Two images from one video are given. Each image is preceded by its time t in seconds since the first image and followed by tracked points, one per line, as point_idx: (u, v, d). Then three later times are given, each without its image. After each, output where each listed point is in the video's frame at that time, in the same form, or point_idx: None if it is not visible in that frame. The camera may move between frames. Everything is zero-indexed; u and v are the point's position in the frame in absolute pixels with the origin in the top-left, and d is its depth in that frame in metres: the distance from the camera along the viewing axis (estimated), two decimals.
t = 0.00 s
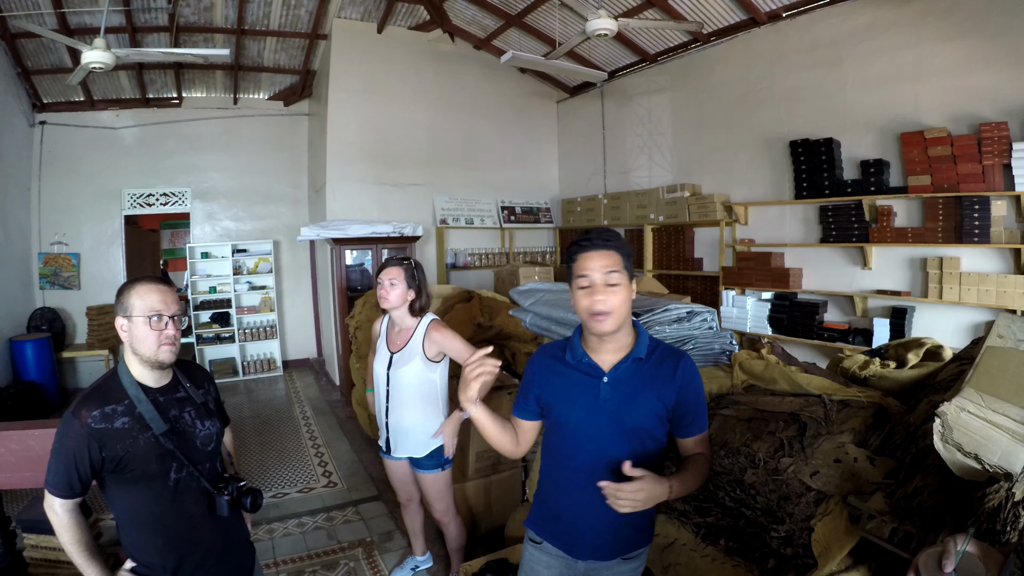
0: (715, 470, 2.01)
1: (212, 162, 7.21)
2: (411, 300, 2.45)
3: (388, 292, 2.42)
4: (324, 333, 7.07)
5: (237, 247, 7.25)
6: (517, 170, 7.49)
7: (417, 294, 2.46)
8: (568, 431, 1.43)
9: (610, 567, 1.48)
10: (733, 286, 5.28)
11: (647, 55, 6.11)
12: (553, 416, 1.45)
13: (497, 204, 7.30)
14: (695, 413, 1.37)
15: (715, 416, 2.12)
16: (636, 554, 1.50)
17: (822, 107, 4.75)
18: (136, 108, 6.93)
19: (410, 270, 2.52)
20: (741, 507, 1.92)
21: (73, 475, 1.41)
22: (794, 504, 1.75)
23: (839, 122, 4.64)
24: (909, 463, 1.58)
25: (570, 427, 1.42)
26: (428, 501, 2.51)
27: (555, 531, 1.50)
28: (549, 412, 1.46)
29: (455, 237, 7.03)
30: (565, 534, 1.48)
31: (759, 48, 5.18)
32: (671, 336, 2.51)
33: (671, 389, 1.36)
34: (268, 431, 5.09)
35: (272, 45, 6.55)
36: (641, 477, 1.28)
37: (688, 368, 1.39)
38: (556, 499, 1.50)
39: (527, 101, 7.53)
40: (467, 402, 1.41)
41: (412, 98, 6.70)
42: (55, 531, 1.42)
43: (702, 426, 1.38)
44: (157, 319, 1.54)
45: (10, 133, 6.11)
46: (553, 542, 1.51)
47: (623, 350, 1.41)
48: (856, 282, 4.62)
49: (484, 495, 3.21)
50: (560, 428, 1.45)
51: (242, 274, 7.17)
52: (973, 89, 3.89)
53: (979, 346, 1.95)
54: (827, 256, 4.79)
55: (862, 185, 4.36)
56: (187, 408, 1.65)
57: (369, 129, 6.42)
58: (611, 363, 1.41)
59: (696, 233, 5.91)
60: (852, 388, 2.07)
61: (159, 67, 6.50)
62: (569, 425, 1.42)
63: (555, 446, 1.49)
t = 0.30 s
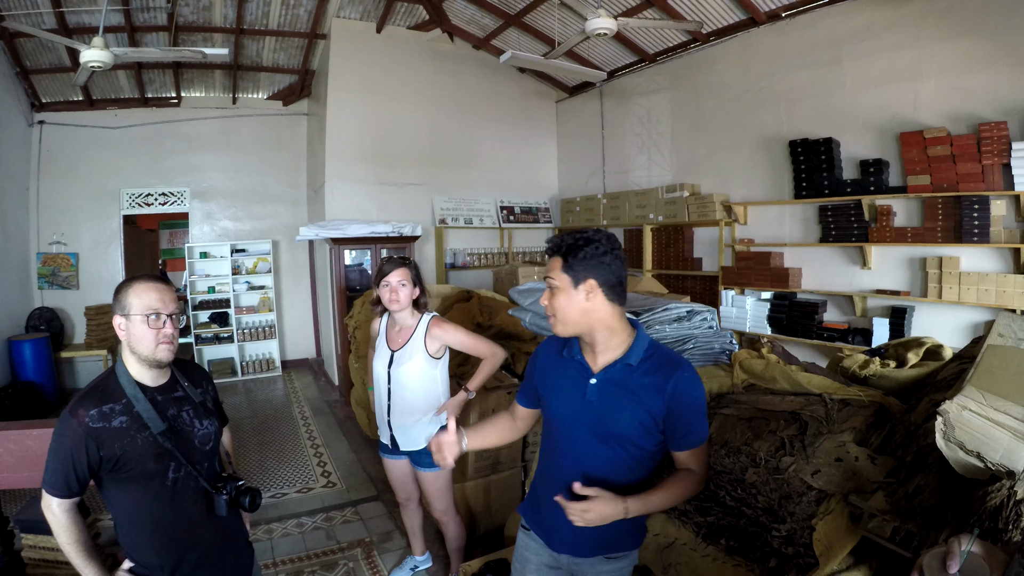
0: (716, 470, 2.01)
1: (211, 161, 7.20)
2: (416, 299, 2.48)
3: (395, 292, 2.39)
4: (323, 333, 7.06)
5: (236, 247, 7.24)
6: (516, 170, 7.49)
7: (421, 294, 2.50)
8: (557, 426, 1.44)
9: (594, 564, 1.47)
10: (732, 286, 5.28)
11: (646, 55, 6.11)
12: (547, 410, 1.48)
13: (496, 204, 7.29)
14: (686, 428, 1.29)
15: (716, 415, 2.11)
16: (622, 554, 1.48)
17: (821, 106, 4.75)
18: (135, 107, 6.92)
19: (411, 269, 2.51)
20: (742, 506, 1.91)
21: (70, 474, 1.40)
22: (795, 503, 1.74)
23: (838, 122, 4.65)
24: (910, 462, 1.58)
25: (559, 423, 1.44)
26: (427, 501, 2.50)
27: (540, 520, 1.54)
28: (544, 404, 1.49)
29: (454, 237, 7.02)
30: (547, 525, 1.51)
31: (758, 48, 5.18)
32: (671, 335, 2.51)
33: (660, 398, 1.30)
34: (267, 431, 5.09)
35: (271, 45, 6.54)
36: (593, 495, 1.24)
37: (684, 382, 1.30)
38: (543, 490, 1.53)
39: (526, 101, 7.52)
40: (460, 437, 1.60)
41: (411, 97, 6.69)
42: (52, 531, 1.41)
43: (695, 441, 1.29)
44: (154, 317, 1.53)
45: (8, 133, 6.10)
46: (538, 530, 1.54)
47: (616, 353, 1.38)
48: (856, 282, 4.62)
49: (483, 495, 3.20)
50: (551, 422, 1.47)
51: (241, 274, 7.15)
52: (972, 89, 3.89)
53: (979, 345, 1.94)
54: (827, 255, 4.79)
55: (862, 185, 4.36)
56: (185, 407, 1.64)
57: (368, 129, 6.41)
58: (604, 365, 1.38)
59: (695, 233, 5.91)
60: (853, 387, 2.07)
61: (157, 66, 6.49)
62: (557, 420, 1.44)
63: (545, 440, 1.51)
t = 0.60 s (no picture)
0: (714, 468, 2.00)
1: (207, 161, 7.17)
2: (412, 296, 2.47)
3: (392, 291, 2.38)
4: (320, 333, 7.03)
5: (231, 247, 7.21)
6: (512, 170, 7.48)
7: (416, 290, 2.49)
8: (524, 418, 1.44)
9: (568, 564, 1.45)
10: (729, 285, 5.29)
11: (642, 55, 6.12)
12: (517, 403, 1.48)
13: (492, 203, 7.28)
14: (644, 428, 1.20)
15: (714, 413, 2.10)
16: (598, 555, 1.45)
17: (818, 106, 4.76)
18: (130, 106, 6.88)
19: (406, 268, 2.49)
20: (741, 504, 1.91)
21: (65, 474, 1.39)
22: (794, 500, 1.74)
23: (834, 121, 4.66)
24: (910, 459, 1.59)
25: (524, 416, 1.43)
26: (424, 501, 2.50)
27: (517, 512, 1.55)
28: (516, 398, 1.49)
29: (451, 236, 7.01)
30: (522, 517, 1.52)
31: (755, 47, 5.20)
32: (669, 333, 2.52)
33: (616, 395, 1.23)
34: (264, 432, 5.07)
35: (268, 44, 6.51)
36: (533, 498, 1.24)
37: (639, 381, 1.22)
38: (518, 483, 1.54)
39: (522, 100, 7.52)
40: (467, 445, 1.62)
41: (407, 96, 6.67)
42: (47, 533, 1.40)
43: (655, 444, 1.20)
44: (151, 315, 1.52)
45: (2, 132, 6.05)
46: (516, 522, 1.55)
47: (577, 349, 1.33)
48: (852, 281, 4.64)
49: (481, 494, 3.19)
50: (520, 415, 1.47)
51: (237, 274, 7.12)
52: (968, 88, 3.92)
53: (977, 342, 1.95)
54: (823, 254, 4.81)
55: (858, 184, 4.38)
56: (180, 405, 1.63)
57: (364, 128, 6.39)
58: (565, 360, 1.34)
59: (692, 232, 5.92)
60: (850, 385, 2.08)
61: (153, 65, 6.45)
62: (524, 413, 1.44)
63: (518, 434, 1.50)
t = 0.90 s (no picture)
0: (716, 468, 1.98)
1: (209, 161, 7.19)
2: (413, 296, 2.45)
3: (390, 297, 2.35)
4: (321, 333, 7.05)
5: (234, 247, 7.22)
6: (514, 170, 7.49)
7: (417, 292, 2.46)
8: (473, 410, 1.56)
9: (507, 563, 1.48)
10: (731, 286, 5.29)
11: (644, 55, 6.11)
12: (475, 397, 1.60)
13: (494, 204, 7.28)
14: (548, 426, 1.26)
15: (717, 414, 2.10)
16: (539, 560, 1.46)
17: (820, 106, 4.76)
18: (132, 107, 6.90)
19: (403, 270, 2.45)
20: (743, 504, 1.89)
21: (68, 476, 1.39)
22: (797, 501, 1.73)
23: (836, 121, 4.65)
24: (911, 459, 1.57)
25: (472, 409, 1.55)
26: (426, 501, 2.50)
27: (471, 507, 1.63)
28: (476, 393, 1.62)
29: (452, 236, 7.01)
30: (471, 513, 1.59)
31: (756, 47, 5.19)
32: (671, 334, 2.47)
33: (527, 393, 1.30)
34: (265, 432, 5.08)
35: (269, 44, 6.53)
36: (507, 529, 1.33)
37: (546, 379, 1.29)
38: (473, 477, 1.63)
39: (524, 101, 7.52)
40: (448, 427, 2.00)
41: (409, 96, 6.67)
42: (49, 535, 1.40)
43: (553, 439, 1.25)
44: (157, 316, 1.52)
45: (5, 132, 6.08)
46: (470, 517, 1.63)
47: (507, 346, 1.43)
48: (854, 281, 4.63)
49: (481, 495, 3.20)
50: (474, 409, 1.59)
51: (239, 274, 7.14)
52: (970, 89, 3.91)
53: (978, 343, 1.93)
54: (825, 255, 4.80)
55: (860, 185, 4.37)
56: (182, 406, 1.64)
57: (365, 129, 6.40)
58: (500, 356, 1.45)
59: (694, 232, 5.91)
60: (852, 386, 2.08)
61: (155, 66, 6.47)
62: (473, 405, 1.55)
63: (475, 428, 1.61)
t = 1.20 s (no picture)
0: (723, 468, 1.97)
1: (213, 161, 7.21)
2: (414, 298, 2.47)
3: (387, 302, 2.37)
4: (326, 332, 7.06)
5: (238, 247, 7.24)
6: (519, 170, 7.49)
7: (417, 294, 2.46)
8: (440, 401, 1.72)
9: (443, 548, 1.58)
10: (736, 286, 5.30)
11: (648, 55, 6.11)
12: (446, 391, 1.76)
13: (498, 204, 7.28)
14: (459, 415, 1.39)
15: (723, 414, 2.10)
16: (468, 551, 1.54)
17: (824, 106, 4.75)
18: (137, 107, 6.92)
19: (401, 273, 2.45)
20: (750, 505, 1.88)
21: (71, 480, 1.39)
22: (803, 501, 1.73)
23: (841, 121, 4.64)
24: (918, 460, 1.57)
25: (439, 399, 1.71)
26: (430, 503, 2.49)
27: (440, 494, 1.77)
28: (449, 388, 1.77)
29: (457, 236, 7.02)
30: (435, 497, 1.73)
31: (760, 47, 5.18)
32: (677, 334, 2.45)
33: (446, 385, 1.45)
34: (270, 431, 5.10)
35: (274, 44, 6.55)
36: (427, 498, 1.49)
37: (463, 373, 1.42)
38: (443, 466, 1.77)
39: (528, 101, 7.52)
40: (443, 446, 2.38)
41: (413, 96, 6.68)
42: (53, 540, 1.41)
43: (462, 427, 1.38)
44: (166, 318, 1.55)
45: (10, 133, 6.11)
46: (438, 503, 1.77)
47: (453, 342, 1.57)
48: (858, 281, 4.61)
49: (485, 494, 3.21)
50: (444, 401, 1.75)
51: (243, 274, 7.18)
52: (974, 89, 3.89)
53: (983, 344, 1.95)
54: (829, 255, 4.78)
55: (865, 185, 4.37)
56: (184, 407, 1.65)
57: (369, 129, 6.41)
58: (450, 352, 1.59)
59: (698, 233, 5.89)
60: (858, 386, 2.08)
61: (160, 66, 6.50)
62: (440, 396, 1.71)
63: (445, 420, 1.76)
